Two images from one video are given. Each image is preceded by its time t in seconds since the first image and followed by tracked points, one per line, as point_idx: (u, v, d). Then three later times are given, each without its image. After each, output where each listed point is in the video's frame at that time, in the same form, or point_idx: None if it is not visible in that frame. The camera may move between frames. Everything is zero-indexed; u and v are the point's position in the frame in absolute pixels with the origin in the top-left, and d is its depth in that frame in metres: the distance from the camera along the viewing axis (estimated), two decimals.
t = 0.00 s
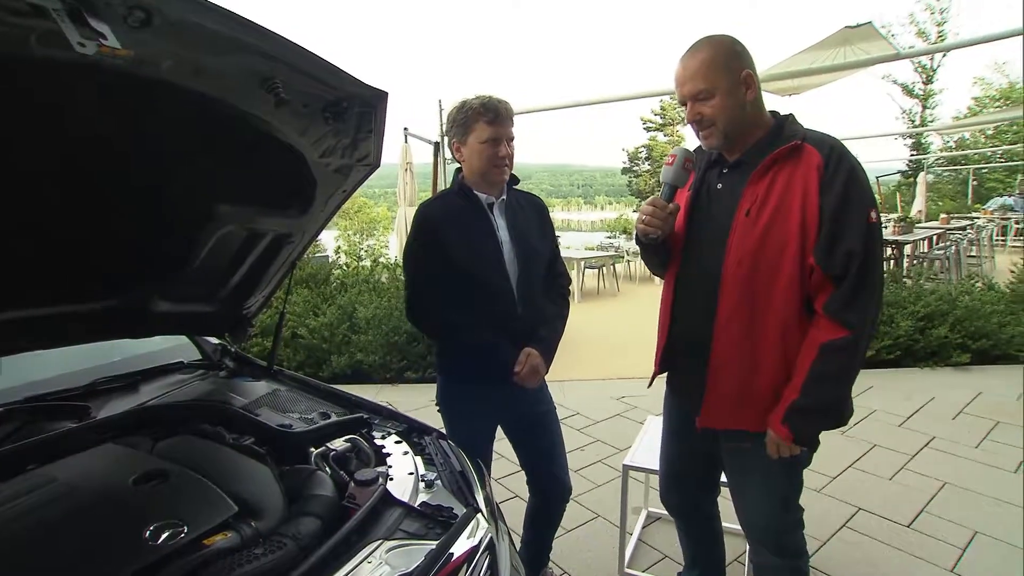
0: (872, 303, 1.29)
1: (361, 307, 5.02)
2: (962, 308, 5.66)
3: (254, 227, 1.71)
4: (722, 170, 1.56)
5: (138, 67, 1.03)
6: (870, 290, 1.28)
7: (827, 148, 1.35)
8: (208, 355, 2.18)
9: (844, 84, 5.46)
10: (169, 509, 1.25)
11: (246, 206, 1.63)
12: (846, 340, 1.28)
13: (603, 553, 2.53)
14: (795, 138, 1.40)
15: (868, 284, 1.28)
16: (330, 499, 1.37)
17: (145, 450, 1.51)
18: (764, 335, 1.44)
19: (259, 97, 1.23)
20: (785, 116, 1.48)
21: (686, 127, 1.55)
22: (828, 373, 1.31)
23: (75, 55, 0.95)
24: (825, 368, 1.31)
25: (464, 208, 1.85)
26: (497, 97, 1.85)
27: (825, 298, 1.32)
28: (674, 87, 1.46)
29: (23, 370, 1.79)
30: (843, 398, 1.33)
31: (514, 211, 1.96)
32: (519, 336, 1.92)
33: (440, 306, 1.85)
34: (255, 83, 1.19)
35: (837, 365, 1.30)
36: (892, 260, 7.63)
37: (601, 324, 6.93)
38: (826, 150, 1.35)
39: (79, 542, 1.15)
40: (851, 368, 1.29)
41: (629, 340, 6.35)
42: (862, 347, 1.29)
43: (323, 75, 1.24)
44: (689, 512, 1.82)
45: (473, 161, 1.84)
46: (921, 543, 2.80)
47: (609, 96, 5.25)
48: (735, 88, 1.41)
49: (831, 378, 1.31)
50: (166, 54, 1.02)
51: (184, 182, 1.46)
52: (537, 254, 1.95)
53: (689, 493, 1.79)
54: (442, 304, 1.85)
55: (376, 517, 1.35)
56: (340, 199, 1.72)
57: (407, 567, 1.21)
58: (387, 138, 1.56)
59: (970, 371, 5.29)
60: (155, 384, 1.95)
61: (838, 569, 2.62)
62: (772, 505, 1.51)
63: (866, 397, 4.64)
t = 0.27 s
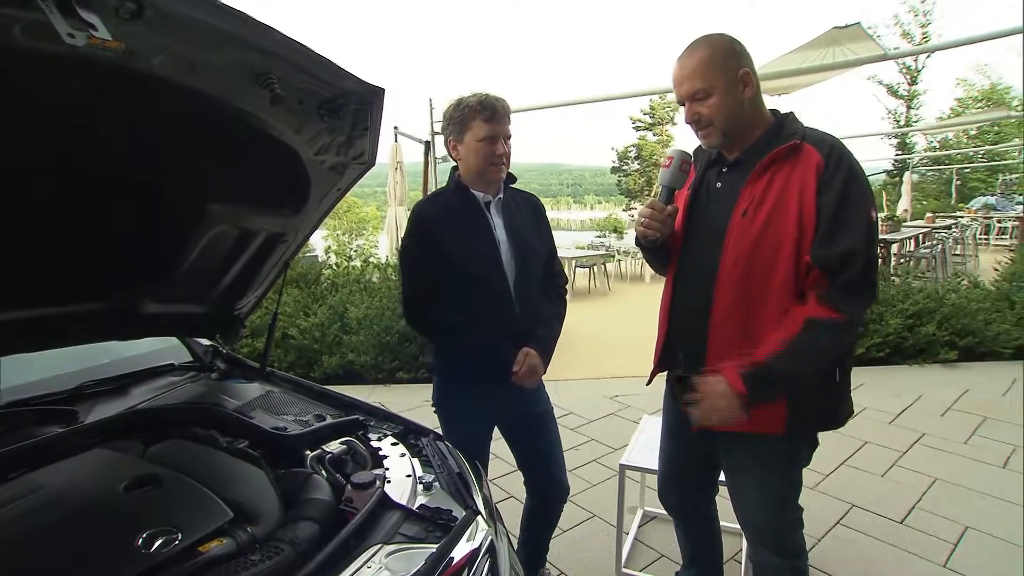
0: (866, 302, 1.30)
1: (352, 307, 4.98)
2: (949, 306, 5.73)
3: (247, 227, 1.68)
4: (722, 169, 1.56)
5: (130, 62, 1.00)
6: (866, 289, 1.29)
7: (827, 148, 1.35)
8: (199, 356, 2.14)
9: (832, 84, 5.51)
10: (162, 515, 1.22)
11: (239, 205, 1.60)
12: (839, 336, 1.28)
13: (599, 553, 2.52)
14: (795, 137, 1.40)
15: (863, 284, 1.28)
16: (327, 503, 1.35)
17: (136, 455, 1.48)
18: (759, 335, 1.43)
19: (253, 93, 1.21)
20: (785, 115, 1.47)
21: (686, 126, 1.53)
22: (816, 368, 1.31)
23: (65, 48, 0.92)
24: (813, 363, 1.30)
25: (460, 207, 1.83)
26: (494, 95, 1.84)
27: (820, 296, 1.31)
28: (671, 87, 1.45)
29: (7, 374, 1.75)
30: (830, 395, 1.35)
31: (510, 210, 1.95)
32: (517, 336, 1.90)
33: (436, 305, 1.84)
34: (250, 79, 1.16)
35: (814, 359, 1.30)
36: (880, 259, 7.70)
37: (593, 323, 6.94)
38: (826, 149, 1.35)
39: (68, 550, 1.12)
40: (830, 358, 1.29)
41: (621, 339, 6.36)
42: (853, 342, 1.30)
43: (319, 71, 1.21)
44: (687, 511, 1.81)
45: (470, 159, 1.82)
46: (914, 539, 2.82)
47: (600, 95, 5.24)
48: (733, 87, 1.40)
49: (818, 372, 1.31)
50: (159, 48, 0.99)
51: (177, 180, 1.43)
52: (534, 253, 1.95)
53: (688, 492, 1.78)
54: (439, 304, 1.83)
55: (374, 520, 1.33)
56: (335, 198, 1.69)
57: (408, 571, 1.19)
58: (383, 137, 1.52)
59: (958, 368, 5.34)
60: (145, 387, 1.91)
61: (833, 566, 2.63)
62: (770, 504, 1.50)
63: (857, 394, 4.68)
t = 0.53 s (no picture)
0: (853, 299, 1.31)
1: (341, 306, 4.94)
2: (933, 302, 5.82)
3: (239, 225, 1.65)
4: (724, 167, 1.56)
5: (122, 56, 0.96)
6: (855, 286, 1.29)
7: (826, 144, 1.34)
8: (188, 358, 2.09)
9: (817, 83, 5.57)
10: (156, 524, 1.18)
11: (230, 203, 1.56)
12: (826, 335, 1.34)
13: (596, 552, 2.51)
14: (796, 133, 1.38)
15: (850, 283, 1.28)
16: (325, 508, 1.32)
17: (126, 461, 1.44)
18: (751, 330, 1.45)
19: (247, 87, 1.17)
20: (787, 111, 1.47)
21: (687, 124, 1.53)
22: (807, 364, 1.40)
23: (54, 40, 0.88)
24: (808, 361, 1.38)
25: (456, 205, 1.81)
26: (491, 92, 1.82)
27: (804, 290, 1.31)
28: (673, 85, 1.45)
29: None
30: (825, 393, 1.41)
31: (507, 208, 1.94)
32: (515, 335, 1.88)
33: (433, 304, 1.81)
34: (244, 73, 1.13)
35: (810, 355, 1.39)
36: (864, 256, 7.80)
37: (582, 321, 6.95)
38: (825, 146, 1.34)
39: (58, 562, 1.08)
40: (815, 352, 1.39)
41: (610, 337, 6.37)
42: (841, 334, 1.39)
43: (315, 64, 1.18)
44: (686, 510, 1.81)
45: (465, 157, 1.80)
46: (905, 533, 2.85)
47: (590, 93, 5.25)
48: (735, 85, 1.40)
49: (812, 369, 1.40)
50: (152, 40, 0.96)
51: (167, 179, 1.39)
52: (530, 251, 1.94)
53: (688, 490, 1.78)
54: (435, 303, 1.80)
55: (373, 525, 1.31)
56: (329, 196, 1.66)
57: None
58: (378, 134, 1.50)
59: (942, 364, 5.42)
60: (133, 391, 1.87)
61: (827, 560, 2.65)
62: (771, 503, 1.50)
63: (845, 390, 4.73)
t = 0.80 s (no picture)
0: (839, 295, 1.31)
1: (328, 306, 4.87)
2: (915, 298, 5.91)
3: (231, 224, 1.60)
4: (726, 164, 1.55)
5: (115, 48, 0.92)
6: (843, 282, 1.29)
7: (828, 141, 1.33)
8: (176, 361, 2.04)
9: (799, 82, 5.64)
10: (151, 535, 1.14)
11: (222, 202, 1.52)
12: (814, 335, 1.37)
13: (592, 551, 2.51)
14: (799, 129, 1.38)
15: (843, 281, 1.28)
16: (324, 514, 1.29)
17: (116, 469, 1.39)
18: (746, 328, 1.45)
19: (243, 83, 1.13)
20: (789, 108, 1.46)
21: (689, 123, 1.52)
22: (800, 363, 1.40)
23: (44, 31, 0.84)
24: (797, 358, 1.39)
25: (454, 202, 1.78)
26: (488, 88, 1.79)
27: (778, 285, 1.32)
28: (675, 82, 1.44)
29: None
30: (821, 393, 1.41)
31: (504, 205, 1.92)
32: (514, 334, 1.87)
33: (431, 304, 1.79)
34: (241, 67, 1.09)
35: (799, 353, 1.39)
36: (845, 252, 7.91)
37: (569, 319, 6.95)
38: (826, 143, 1.33)
39: None
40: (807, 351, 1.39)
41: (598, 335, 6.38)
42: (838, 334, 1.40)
43: (313, 58, 1.15)
44: (686, 507, 1.81)
45: (462, 155, 1.77)
46: (895, 525, 2.88)
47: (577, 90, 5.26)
48: (737, 81, 1.39)
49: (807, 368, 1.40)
50: (147, 32, 0.91)
51: (157, 176, 1.34)
52: (528, 249, 1.92)
53: (687, 487, 1.78)
54: (433, 303, 1.78)
55: (375, 531, 1.28)
56: (323, 193, 1.63)
57: None
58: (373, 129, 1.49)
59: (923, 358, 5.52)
60: (119, 395, 1.81)
61: (820, 554, 2.67)
62: (772, 501, 1.49)
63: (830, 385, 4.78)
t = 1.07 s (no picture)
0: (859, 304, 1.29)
1: (319, 306, 4.83)
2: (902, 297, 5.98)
3: (228, 224, 1.57)
4: (734, 164, 1.55)
5: (117, 40, 0.88)
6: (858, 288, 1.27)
7: (837, 143, 1.33)
8: (169, 364, 2.00)
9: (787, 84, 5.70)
10: (150, 545, 1.11)
11: (221, 202, 1.48)
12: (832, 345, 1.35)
13: (592, 552, 2.50)
14: (808, 131, 1.38)
15: (856, 285, 1.27)
16: (329, 520, 1.26)
17: (113, 476, 1.36)
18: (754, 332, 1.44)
19: (247, 78, 1.10)
20: (799, 108, 1.46)
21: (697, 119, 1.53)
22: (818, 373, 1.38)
23: (45, 21, 0.80)
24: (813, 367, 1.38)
25: (456, 202, 1.75)
26: (491, 86, 1.77)
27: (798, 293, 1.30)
28: (685, 76, 1.45)
29: None
30: (834, 399, 1.40)
31: (506, 205, 1.90)
32: (517, 336, 1.86)
33: (435, 305, 1.77)
34: (245, 63, 1.06)
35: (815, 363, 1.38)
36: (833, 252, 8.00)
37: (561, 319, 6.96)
38: (836, 145, 1.33)
39: None
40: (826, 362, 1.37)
41: (589, 335, 6.39)
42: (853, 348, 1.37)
43: (319, 54, 1.12)
44: (689, 507, 1.81)
45: (465, 152, 1.75)
46: (889, 522, 2.91)
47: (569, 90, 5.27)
48: (745, 78, 1.39)
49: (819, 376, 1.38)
50: (152, 23, 0.88)
51: (155, 175, 1.31)
52: (530, 249, 1.91)
53: (692, 488, 1.77)
54: (436, 304, 1.76)
55: (381, 537, 1.25)
56: (324, 192, 1.60)
57: None
58: (375, 129, 1.48)
59: (912, 356, 5.59)
60: (112, 399, 1.77)
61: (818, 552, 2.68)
62: (778, 502, 1.49)
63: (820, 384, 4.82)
